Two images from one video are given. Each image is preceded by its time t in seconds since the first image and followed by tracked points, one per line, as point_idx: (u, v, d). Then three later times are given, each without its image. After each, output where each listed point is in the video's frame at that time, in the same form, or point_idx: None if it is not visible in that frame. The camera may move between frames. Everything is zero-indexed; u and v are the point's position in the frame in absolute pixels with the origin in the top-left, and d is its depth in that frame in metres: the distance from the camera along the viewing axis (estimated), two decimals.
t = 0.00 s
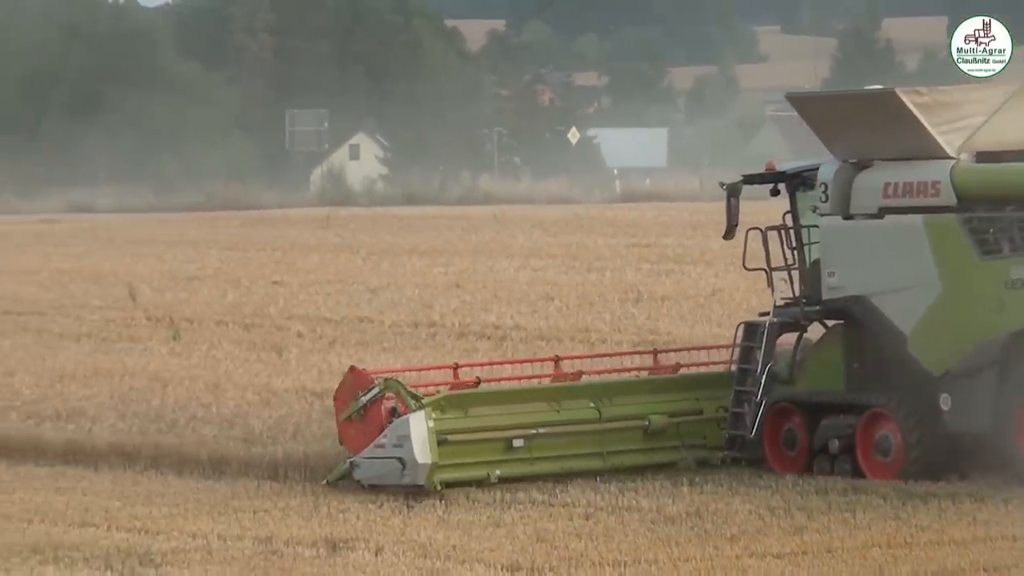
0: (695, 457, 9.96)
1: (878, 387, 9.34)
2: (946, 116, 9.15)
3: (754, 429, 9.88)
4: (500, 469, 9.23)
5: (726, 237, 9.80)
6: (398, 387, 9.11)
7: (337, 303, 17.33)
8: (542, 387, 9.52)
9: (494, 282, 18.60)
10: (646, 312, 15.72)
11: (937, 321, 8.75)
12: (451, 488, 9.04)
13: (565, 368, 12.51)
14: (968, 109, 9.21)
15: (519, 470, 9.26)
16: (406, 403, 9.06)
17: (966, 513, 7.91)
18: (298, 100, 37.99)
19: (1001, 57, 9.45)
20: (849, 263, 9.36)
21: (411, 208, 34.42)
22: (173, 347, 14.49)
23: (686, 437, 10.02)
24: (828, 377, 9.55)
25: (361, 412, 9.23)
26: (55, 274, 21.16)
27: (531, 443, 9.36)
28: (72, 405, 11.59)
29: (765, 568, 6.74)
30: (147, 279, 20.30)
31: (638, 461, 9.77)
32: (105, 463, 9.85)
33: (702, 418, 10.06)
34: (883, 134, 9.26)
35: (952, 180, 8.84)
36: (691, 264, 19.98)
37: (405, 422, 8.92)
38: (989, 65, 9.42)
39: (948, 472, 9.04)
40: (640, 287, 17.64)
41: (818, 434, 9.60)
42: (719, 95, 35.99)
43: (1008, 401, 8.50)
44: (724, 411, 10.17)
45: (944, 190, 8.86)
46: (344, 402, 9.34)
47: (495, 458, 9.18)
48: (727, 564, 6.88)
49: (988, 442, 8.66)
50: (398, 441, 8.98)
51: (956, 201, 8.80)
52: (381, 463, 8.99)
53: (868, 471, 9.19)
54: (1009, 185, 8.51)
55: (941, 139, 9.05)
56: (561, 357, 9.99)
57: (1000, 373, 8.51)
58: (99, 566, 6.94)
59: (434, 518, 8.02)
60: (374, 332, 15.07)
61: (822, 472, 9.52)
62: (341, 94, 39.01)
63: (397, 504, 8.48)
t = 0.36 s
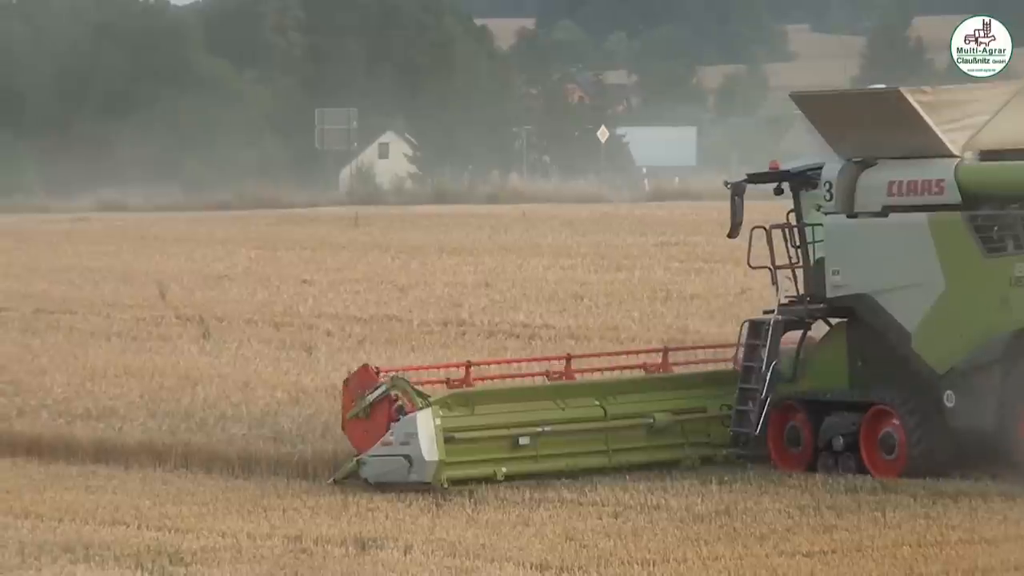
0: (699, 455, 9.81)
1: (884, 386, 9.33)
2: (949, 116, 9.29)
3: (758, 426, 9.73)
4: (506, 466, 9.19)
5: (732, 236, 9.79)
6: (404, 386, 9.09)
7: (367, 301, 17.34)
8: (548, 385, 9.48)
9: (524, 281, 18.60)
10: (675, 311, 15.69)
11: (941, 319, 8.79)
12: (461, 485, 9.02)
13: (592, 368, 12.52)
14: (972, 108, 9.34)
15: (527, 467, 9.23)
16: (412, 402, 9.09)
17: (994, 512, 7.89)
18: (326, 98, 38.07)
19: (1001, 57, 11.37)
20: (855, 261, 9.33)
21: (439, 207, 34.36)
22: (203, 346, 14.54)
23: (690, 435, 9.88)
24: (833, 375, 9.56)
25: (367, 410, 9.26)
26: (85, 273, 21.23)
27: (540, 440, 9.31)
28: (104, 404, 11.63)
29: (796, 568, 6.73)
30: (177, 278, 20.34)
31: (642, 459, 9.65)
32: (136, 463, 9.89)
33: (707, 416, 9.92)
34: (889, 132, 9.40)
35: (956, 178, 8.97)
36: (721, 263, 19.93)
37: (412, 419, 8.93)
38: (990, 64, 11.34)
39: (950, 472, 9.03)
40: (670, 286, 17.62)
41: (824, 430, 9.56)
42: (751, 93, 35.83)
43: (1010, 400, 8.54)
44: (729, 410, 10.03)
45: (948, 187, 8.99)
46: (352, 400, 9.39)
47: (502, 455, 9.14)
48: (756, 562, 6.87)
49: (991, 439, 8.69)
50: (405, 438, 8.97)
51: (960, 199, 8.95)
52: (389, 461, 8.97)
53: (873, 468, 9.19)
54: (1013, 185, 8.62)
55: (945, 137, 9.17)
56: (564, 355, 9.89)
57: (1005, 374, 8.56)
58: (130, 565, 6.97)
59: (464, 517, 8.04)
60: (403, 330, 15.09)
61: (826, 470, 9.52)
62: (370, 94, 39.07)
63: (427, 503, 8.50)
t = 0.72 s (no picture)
0: (698, 451, 9.83)
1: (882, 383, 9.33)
2: (947, 113, 9.23)
3: (757, 423, 9.80)
4: (505, 462, 9.22)
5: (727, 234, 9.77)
6: (404, 380, 9.12)
7: (391, 298, 17.40)
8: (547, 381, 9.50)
9: (546, 278, 18.64)
10: (699, 308, 15.70)
11: (937, 318, 8.82)
12: (461, 480, 9.05)
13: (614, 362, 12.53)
14: (970, 106, 9.28)
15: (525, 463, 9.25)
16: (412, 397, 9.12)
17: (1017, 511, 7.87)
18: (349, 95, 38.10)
19: (999, 56, 12.55)
20: (852, 257, 9.31)
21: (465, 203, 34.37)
22: (227, 343, 14.57)
23: (689, 431, 9.91)
24: (829, 371, 9.52)
25: (368, 405, 9.19)
26: (109, 270, 21.32)
27: (539, 436, 9.33)
28: (127, 401, 11.65)
29: (818, 566, 6.72)
30: (201, 275, 20.43)
31: (640, 455, 9.65)
32: (160, 460, 9.90)
33: (705, 412, 9.96)
34: (885, 132, 9.32)
35: (953, 176, 8.95)
36: (744, 259, 19.96)
37: (412, 416, 8.97)
38: (988, 63, 12.55)
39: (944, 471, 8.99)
40: (692, 283, 17.65)
41: (821, 426, 9.52)
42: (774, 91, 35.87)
43: (1005, 397, 8.58)
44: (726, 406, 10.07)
45: (945, 186, 8.98)
46: (351, 395, 9.29)
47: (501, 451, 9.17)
48: (779, 560, 6.86)
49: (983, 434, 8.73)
50: (404, 434, 9.03)
51: (957, 198, 8.94)
52: (388, 457, 9.02)
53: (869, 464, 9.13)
54: (1010, 183, 8.66)
55: (942, 136, 9.12)
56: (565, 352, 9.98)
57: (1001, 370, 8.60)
58: (155, 561, 6.98)
59: (486, 515, 8.04)
60: (426, 327, 15.13)
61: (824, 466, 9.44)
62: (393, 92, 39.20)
63: (450, 500, 8.49)
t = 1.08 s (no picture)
0: (695, 447, 9.96)
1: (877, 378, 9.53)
2: (941, 112, 9.33)
3: (753, 420, 9.95)
4: (503, 459, 9.29)
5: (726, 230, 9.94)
6: (403, 378, 9.23)
7: (413, 296, 17.42)
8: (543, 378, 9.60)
9: (569, 276, 18.65)
10: (722, 305, 15.70)
11: (930, 316, 8.96)
12: (458, 477, 9.12)
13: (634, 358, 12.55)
14: (963, 105, 9.37)
15: (522, 461, 9.33)
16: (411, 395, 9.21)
17: None
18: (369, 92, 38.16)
19: (1001, 55, 11.56)
20: (846, 256, 9.44)
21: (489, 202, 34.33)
22: (249, 341, 14.59)
23: (686, 427, 10.04)
24: (826, 369, 9.75)
25: (367, 404, 9.32)
26: (131, 268, 21.36)
27: (535, 433, 9.42)
28: (150, 399, 11.68)
29: (841, 564, 6.71)
30: (223, 273, 20.47)
31: (637, 452, 9.77)
32: (182, 458, 9.92)
33: (702, 409, 10.09)
34: (881, 131, 9.42)
35: (948, 175, 9.06)
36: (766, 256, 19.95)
37: (410, 414, 9.02)
38: (989, 63, 11.52)
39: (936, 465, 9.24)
40: (715, 280, 17.65)
41: (817, 423, 9.63)
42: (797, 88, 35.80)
43: (1000, 392, 8.70)
44: (722, 403, 10.21)
45: (939, 184, 9.08)
46: (351, 394, 9.47)
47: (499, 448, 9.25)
48: (802, 558, 6.86)
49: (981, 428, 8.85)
50: (403, 431, 9.08)
51: (951, 196, 9.05)
52: (388, 453, 9.06)
53: (864, 460, 9.28)
54: (1005, 182, 8.74)
55: (936, 135, 9.23)
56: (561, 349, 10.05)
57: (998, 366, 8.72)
58: (178, 560, 7.00)
59: (509, 511, 8.06)
60: (448, 325, 15.15)
61: (819, 462, 9.58)
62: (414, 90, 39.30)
63: (472, 497, 8.51)
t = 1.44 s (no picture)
0: (692, 446, 9.96)
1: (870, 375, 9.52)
2: (936, 112, 9.20)
3: (749, 417, 9.94)
4: (502, 457, 9.31)
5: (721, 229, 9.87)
6: (402, 377, 9.16)
7: (435, 295, 17.46)
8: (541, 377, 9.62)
9: (590, 275, 18.70)
10: (744, 304, 15.71)
11: (924, 315, 8.95)
12: (457, 476, 9.15)
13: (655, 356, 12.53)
14: (958, 105, 9.22)
15: (521, 459, 9.35)
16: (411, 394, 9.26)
17: None
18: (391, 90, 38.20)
19: (1001, 56, 10.89)
20: (843, 256, 9.42)
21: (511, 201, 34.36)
22: (272, 340, 14.64)
23: (683, 426, 10.04)
24: (823, 367, 9.71)
25: (366, 402, 9.30)
26: (155, 266, 21.49)
27: (534, 432, 9.44)
28: (174, 398, 11.72)
29: (863, 563, 6.72)
30: (246, 272, 20.58)
31: (636, 451, 9.78)
32: (205, 458, 9.94)
33: (699, 408, 10.09)
34: (877, 131, 9.32)
35: (942, 175, 8.96)
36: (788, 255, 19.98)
37: (409, 412, 9.05)
38: (990, 64, 10.85)
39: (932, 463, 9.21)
40: (736, 279, 17.67)
41: (813, 421, 9.60)
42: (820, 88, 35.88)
43: (993, 392, 8.66)
44: (720, 402, 10.19)
45: (934, 184, 8.99)
46: (350, 392, 9.44)
47: (497, 447, 9.26)
48: (824, 557, 6.86)
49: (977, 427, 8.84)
50: (402, 430, 9.11)
51: (946, 196, 8.96)
52: (387, 452, 9.09)
53: (860, 458, 9.25)
54: (1000, 182, 8.65)
55: (931, 134, 9.11)
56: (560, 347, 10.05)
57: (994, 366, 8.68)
58: (200, 559, 7.02)
59: (531, 511, 8.07)
60: (470, 324, 15.17)
61: (814, 460, 9.52)
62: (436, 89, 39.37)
63: (494, 496, 8.52)
